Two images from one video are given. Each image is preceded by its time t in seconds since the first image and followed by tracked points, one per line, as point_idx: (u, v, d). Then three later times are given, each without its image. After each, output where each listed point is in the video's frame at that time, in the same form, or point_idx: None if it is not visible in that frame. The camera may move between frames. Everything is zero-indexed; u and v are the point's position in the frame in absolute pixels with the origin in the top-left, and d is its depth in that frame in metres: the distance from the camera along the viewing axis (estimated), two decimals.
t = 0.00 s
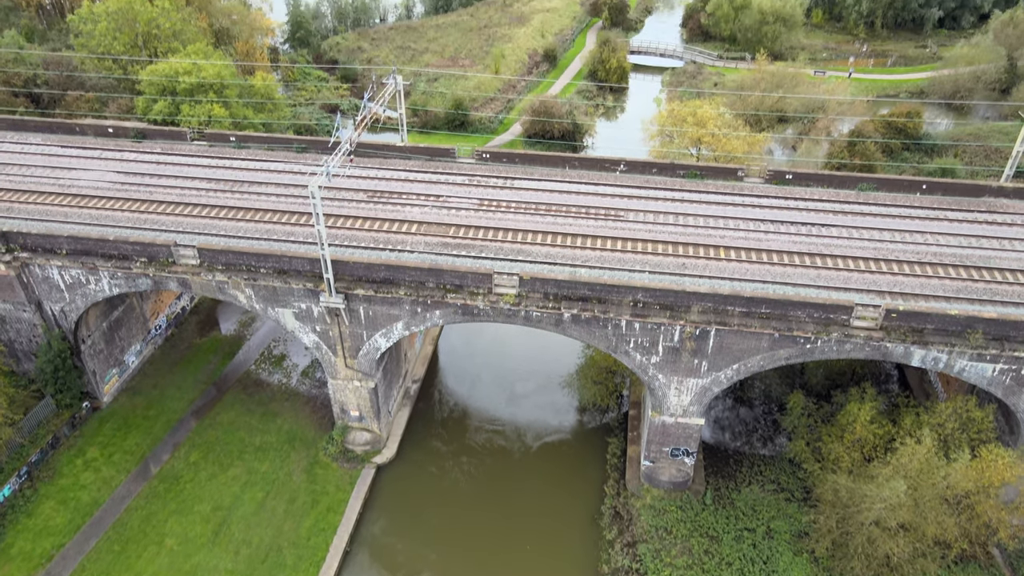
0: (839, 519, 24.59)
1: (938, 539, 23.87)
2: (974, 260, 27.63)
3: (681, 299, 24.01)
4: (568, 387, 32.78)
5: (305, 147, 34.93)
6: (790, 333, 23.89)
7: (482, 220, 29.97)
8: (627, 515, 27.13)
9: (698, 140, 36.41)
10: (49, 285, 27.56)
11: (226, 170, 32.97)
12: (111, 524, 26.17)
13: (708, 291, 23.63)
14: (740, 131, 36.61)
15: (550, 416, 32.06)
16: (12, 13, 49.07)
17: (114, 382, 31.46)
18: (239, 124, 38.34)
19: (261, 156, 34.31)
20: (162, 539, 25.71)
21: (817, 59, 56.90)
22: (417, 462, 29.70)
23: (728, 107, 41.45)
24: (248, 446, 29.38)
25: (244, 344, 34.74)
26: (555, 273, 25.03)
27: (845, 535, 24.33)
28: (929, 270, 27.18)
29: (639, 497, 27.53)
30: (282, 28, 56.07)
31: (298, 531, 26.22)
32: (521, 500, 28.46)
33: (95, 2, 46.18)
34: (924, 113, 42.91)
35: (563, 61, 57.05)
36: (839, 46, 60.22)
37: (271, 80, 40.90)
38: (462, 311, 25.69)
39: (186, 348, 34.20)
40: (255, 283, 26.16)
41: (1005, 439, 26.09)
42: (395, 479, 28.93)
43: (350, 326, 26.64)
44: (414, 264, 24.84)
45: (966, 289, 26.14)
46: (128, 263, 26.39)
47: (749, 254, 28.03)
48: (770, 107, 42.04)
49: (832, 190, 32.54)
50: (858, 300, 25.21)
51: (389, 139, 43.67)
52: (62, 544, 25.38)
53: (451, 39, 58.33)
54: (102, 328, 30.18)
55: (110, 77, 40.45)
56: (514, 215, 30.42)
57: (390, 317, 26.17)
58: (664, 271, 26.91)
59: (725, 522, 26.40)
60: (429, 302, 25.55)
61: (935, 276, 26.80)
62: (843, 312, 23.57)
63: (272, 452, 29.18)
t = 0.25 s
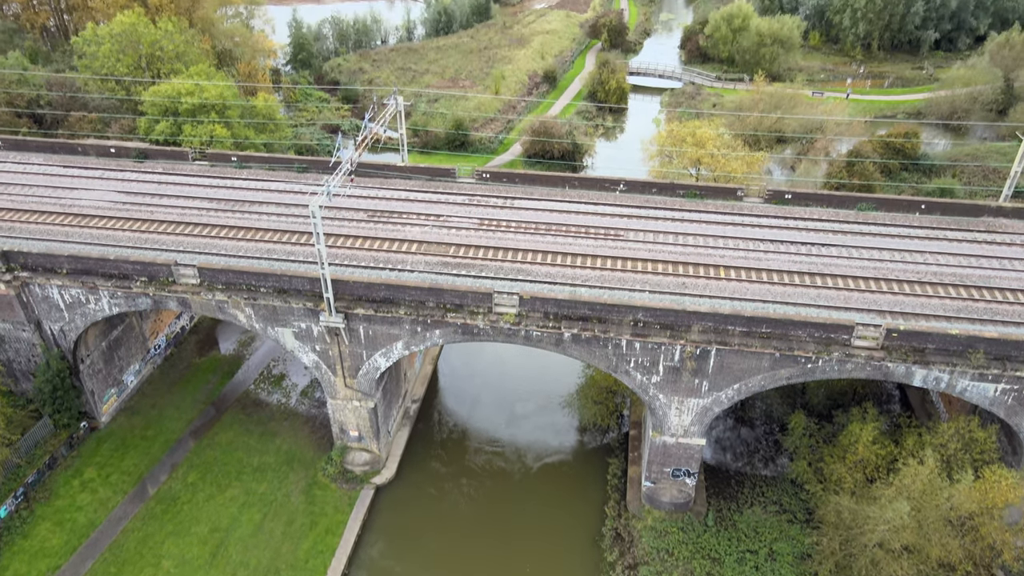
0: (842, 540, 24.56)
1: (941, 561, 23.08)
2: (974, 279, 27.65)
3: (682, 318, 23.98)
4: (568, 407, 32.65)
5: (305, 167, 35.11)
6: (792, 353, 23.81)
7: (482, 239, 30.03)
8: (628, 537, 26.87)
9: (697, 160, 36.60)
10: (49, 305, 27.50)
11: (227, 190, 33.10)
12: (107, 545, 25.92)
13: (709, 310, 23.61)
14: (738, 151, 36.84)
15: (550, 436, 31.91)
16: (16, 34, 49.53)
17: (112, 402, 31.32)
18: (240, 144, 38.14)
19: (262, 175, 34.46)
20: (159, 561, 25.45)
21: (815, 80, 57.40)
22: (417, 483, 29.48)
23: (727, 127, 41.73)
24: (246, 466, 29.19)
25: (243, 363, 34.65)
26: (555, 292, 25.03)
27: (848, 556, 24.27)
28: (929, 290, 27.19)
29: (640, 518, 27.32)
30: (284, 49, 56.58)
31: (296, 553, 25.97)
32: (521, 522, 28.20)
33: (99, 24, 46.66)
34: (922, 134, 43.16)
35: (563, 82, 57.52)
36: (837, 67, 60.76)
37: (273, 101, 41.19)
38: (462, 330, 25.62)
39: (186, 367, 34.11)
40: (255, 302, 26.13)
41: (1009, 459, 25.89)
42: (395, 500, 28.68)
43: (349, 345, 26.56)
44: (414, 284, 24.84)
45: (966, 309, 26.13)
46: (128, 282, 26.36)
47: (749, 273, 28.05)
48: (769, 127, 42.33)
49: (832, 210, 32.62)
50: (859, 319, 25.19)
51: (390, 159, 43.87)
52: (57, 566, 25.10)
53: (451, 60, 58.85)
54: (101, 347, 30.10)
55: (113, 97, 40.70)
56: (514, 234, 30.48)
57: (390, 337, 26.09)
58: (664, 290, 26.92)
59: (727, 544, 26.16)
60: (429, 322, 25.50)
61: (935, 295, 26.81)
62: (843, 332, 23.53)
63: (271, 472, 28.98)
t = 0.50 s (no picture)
0: (847, 566, 24.72)
1: None
2: (974, 302, 27.65)
3: (682, 340, 23.93)
4: (569, 430, 32.45)
5: (306, 190, 35.28)
6: (793, 375, 23.72)
7: (482, 261, 30.07)
8: (630, 562, 26.58)
9: (697, 182, 36.80)
10: (48, 326, 27.43)
11: (228, 212, 33.20)
12: (102, 571, 25.61)
13: (709, 332, 23.58)
14: (737, 174, 37.05)
15: (551, 459, 31.69)
16: (20, 58, 50.03)
17: (110, 425, 31.15)
18: (241, 167, 38.44)
19: (263, 198, 34.60)
20: None
21: (812, 104, 57.91)
22: (416, 507, 29.21)
23: (726, 150, 42.00)
24: (244, 490, 28.94)
25: (242, 385, 34.50)
26: (555, 314, 25.01)
27: None
28: (929, 312, 27.17)
29: (642, 543, 27.03)
30: (286, 73, 57.12)
31: None
32: (522, 547, 27.88)
33: (103, 48, 47.16)
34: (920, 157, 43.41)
35: (562, 105, 58.01)
36: (834, 91, 61.28)
37: (275, 124, 41.45)
38: (462, 352, 25.53)
39: (184, 390, 33.96)
40: (255, 324, 26.07)
41: (1013, 483, 25.65)
42: (393, 525, 28.39)
43: (349, 367, 26.45)
44: (414, 305, 24.82)
45: (967, 331, 26.09)
46: (128, 304, 26.32)
47: (750, 295, 28.05)
48: (768, 150, 42.60)
49: (831, 232, 32.69)
50: (860, 342, 25.14)
51: (390, 182, 44.06)
52: None
53: (452, 84, 59.39)
54: (99, 369, 29.99)
55: (115, 120, 40.82)
56: (514, 256, 30.52)
57: (390, 359, 25.99)
58: (664, 312, 26.91)
59: (729, 569, 25.84)
60: (429, 344, 25.42)
61: (936, 317, 26.78)
62: (845, 354, 23.47)
63: (269, 496, 28.73)
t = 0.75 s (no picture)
0: None
1: None
2: (975, 321, 27.62)
3: (683, 360, 23.89)
4: (569, 451, 32.27)
5: (307, 209, 35.40)
6: (794, 395, 23.62)
7: (482, 281, 30.08)
8: None
9: (696, 202, 36.96)
10: (47, 346, 27.34)
11: (229, 232, 33.27)
12: None
13: (710, 352, 23.52)
14: (737, 194, 37.19)
15: (551, 480, 31.48)
16: (24, 79, 50.48)
17: (107, 446, 30.97)
18: (242, 186, 38.71)
19: (264, 217, 34.69)
20: None
21: (811, 124, 58.37)
22: (414, 529, 28.96)
23: (725, 170, 42.20)
24: (241, 511, 28.71)
25: (241, 405, 34.36)
26: (555, 333, 24.97)
27: None
28: (930, 331, 27.12)
29: (643, 565, 26.80)
30: (288, 94, 57.56)
31: None
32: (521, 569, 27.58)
33: (106, 70, 47.56)
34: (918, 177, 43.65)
35: (562, 126, 58.39)
36: (832, 112, 61.73)
37: (276, 144, 41.66)
38: (462, 372, 25.44)
39: (183, 409, 33.83)
40: (254, 343, 26.01)
41: (1017, 505, 25.42)
42: (392, 546, 28.13)
43: (349, 387, 26.34)
44: (414, 324, 24.79)
45: (968, 351, 26.03)
46: (127, 323, 26.27)
47: (750, 315, 28.02)
48: (767, 170, 42.86)
49: (831, 252, 32.72)
50: (861, 361, 25.07)
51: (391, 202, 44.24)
52: None
53: (452, 104, 59.84)
54: (98, 389, 29.89)
55: (118, 140, 40.96)
56: (514, 276, 30.55)
57: (390, 378, 25.89)
58: (664, 332, 26.88)
59: None
60: (429, 363, 25.34)
61: (937, 337, 26.73)
62: (846, 374, 23.39)
63: (267, 517, 28.51)
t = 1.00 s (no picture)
0: None
1: None
2: (976, 343, 27.57)
3: (683, 383, 23.80)
4: (569, 474, 32.01)
5: (308, 231, 35.51)
6: (795, 418, 23.49)
7: (482, 303, 30.08)
8: None
9: (696, 225, 37.11)
10: (45, 368, 27.24)
11: (229, 254, 33.32)
12: None
13: (711, 374, 23.45)
14: (736, 216, 37.31)
15: (551, 504, 31.19)
16: (28, 103, 50.93)
17: (104, 469, 30.73)
18: (244, 209, 38.64)
19: (264, 239, 34.76)
20: None
21: (809, 147, 58.79)
22: (413, 554, 28.64)
23: (725, 193, 42.39)
24: (238, 535, 28.42)
25: (239, 428, 34.15)
26: (555, 355, 24.91)
27: None
28: (931, 354, 27.06)
29: None
30: (289, 117, 58.02)
31: None
32: None
33: (110, 93, 47.98)
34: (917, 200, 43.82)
35: (562, 148, 58.81)
36: (830, 135, 62.16)
37: (277, 167, 41.82)
38: (462, 394, 25.34)
39: (181, 432, 33.62)
40: (253, 365, 25.91)
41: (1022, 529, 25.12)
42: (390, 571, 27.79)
43: (348, 410, 26.20)
44: (414, 347, 24.74)
45: (970, 373, 25.93)
46: (126, 345, 26.20)
47: (750, 337, 27.97)
48: (766, 193, 43.08)
49: (831, 274, 32.75)
50: (863, 384, 24.95)
51: (392, 224, 44.40)
52: None
53: (453, 127, 60.29)
54: (95, 412, 29.73)
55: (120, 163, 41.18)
56: (514, 298, 30.55)
57: (389, 401, 25.75)
58: (665, 354, 26.81)
59: None
60: (429, 386, 25.23)
61: (938, 359, 26.65)
62: (847, 397, 23.29)
63: (264, 541, 28.21)
